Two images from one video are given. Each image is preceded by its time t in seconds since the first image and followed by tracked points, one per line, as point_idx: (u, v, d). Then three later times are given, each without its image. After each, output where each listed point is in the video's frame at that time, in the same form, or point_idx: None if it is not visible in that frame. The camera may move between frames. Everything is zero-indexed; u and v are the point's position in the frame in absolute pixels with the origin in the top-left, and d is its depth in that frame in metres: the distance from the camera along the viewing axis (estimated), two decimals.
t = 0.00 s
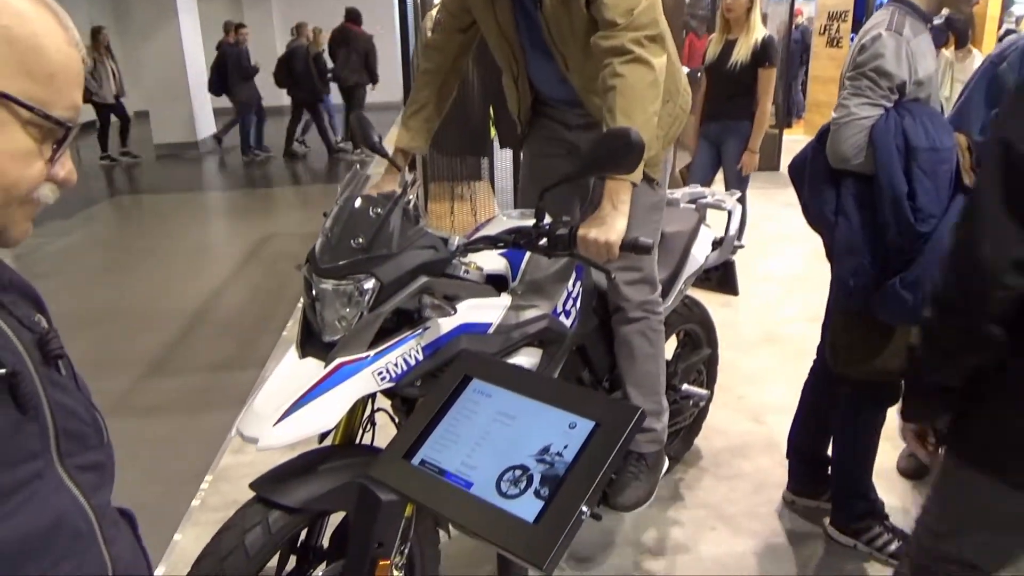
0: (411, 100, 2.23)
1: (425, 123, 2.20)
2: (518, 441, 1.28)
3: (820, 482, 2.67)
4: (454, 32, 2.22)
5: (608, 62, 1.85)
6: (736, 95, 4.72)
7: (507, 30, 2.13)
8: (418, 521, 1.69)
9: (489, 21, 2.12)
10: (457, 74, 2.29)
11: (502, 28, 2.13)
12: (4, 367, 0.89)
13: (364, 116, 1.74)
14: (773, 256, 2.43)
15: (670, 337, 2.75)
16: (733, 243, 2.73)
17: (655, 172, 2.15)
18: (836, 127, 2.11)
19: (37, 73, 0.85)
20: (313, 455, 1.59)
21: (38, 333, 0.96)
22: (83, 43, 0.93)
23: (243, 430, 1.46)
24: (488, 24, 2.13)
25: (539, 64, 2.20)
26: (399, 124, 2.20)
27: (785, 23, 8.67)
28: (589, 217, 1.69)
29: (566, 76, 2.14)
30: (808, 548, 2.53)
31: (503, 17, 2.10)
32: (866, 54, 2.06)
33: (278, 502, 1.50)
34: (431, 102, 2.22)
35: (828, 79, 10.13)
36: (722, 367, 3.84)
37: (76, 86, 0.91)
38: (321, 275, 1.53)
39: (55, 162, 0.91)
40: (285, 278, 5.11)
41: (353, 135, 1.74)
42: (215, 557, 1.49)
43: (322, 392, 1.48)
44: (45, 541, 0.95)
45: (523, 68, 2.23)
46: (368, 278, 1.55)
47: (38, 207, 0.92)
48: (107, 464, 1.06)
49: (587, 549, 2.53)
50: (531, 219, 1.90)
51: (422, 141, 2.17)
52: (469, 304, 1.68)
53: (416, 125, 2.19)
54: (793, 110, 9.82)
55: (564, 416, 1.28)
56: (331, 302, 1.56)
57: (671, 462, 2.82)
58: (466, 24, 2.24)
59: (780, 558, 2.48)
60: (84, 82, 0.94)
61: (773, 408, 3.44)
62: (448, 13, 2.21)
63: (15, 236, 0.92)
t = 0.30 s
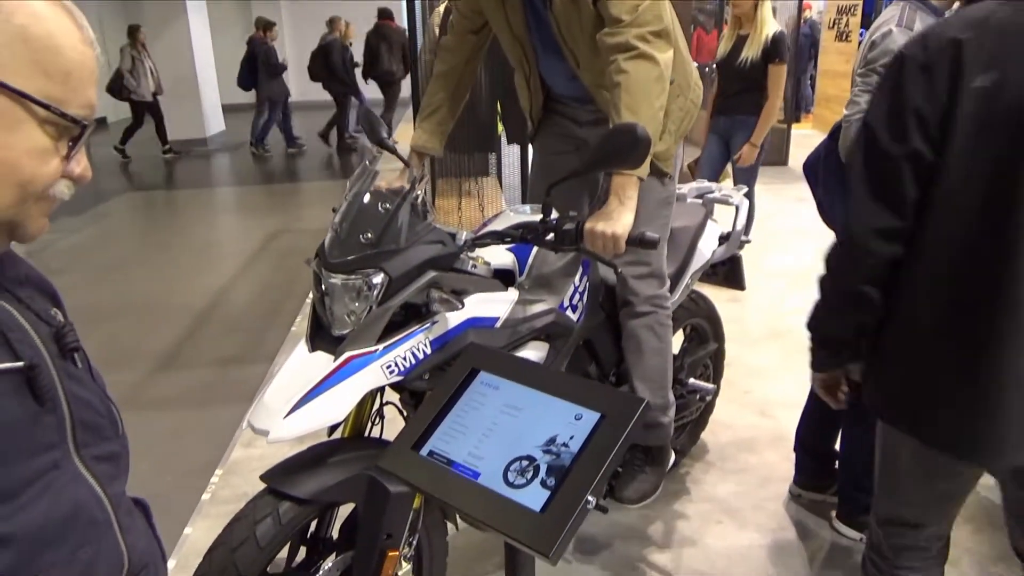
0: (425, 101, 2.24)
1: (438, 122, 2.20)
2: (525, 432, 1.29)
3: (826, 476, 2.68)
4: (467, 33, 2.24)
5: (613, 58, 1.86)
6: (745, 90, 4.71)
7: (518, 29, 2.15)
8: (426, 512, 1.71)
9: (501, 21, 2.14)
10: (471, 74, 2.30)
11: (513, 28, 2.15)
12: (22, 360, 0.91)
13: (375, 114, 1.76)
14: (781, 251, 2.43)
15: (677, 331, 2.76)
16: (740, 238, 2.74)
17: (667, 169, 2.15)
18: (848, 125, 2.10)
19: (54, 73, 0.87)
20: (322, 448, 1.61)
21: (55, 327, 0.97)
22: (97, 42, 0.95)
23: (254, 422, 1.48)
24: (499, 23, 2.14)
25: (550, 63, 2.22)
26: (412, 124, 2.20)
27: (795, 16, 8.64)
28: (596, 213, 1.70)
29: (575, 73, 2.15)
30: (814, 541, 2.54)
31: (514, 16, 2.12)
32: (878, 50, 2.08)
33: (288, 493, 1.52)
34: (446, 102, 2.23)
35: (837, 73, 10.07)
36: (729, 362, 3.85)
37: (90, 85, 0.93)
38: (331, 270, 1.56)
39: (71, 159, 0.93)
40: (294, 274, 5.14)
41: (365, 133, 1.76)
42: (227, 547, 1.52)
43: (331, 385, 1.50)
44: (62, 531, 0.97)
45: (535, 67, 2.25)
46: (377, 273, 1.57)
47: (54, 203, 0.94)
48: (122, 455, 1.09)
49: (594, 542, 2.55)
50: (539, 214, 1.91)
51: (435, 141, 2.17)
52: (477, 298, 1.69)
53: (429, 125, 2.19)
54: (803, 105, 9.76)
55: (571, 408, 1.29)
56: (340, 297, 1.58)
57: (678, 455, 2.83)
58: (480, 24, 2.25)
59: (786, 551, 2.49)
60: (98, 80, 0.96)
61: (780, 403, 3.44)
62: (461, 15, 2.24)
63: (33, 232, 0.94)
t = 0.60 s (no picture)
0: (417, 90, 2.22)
1: (431, 114, 2.18)
2: (521, 430, 1.31)
3: (821, 474, 2.70)
4: (463, 26, 2.22)
5: (616, 61, 1.88)
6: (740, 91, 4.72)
7: (519, 29, 2.15)
8: (423, 512, 1.72)
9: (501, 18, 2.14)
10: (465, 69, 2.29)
11: (513, 25, 2.15)
12: (25, 359, 0.93)
13: (371, 115, 1.77)
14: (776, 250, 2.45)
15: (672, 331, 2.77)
16: (733, 237, 2.76)
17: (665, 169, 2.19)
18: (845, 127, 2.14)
19: (56, 76, 0.88)
20: (320, 447, 1.62)
21: (57, 326, 0.99)
22: (98, 47, 0.96)
23: (252, 422, 1.50)
24: (498, 21, 2.15)
25: (544, 60, 2.24)
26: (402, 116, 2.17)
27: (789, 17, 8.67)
28: (590, 213, 1.72)
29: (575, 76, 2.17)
30: (810, 539, 2.56)
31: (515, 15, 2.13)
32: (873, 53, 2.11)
33: (287, 492, 1.53)
34: (438, 92, 2.21)
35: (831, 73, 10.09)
36: (724, 361, 3.87)
37: (90, 88, 0.94)
38: (328, 270, 1.56)
39: (72, 162, 0.94)
40: (291, 275, 5.15)
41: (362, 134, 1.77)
42: (226, 546, 1.53)
43: (328, 384, 1.52)
44: (65, 529, 0.98)
45: (530, 63, 2.26)
46: (374, 273, 1.58)
47: (55, 205, 0.95)
48: (123, 453, 1.10)
49: (590, 540, 2.57)
50: (535, 214, 1.92)
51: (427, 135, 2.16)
52: (474, 298, 1.70)
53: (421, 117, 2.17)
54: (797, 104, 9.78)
55: (566, 405, 1.30)
56: (337, 297, 1.58)
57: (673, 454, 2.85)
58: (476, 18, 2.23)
59: (781, 549, 2.51)
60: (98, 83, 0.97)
61: (775, 401, 3.46)
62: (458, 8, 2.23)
63: (34, 234, 0.95)
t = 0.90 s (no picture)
0: (431, 94, 2.20)
1: (445, 121, 2.15)
2: (527, 433, 1.31)
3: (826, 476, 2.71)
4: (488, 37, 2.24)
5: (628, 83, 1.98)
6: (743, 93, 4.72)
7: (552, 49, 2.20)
8: (429, 515, 1.73)
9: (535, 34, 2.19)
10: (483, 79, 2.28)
11: (546, 41, 2.19)
12: (40, 362, 0.94)
13: (374, 119, 1.78)
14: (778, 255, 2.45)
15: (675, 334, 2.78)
16: (737, 240, 2.75)
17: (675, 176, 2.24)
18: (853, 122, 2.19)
19: (70, 84, 0.90)
20: (325, 451, 1.63)
21: (69, 331, 1.01)
22: (110, 55, 0.98)
23: (259, 426, 1.50)
24: (533, 38, 2.20)
25: (564, 75, 2.25)
26: (412, 118, 2.14)
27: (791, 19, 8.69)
28: (594, 216, 1.74)
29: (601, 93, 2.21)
30: (815, 542, 2.56)
31: (552, 32, 2.17)
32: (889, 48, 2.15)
33: (293, 496, 1.54)
34: (455, 99, 2.19)
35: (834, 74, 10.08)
36: (728, 364, 3.87)
37: (102, 95, 0.95)
38: (334, 274, 1.57)
39: (84, 169, 0.96)
40: (295, 279, 5.17)
41: (364, 137, 1.78)
42: (233, 549, 1.54)
43: (334, 389, 1.53)
44: (80, 530, 0.99)
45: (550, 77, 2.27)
46: (379, 277, 1.59)
47: (68, 211, 0.97)
48: (135, 455, 1.11)
49: (595, 543, 2.57)
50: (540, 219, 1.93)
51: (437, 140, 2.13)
52: (478, 302, 1.71)
53: (433, 121, 2.14)
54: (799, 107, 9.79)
55: (571, 408, 1.31)
56: (343, 302, 1.59)
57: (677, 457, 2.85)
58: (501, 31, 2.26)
59: (787, 553, 2.51)
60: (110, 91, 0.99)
61: (778, 404, 3.46)
62: (485, 20, 2.24)
63: (47, 240, 0.96)
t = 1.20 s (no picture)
0: (446, 108, 2.14)
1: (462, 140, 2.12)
2: (531, 444, 1.32)
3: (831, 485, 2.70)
4: (515, 60, 2.19)
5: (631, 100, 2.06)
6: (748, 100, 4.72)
7: (580, 79, 2.21)
8: (433, 523, 1.74)
9: (568, 67, 2.19)
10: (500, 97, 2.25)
11: (575, 70, 2.19)
12: (51, 373, 0.95)
13: (379, 128, 1.80)
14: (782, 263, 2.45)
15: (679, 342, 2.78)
16: (741, 248, 2.76)
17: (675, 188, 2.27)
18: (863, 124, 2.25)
19: (80, 101, 0.91)
20: (330, 460, 1.64)
21: (80, 341, 1.02)
22: (119, 71, 1.00)
23: (264, 434, 1.51)
24: (564, 67, 2.19)
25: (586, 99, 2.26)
26: (427, 129, 2.10)
27: (796, 26, 8.68)
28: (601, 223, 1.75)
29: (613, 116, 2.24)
30: (820, 551, 2.55)
31: (586, 63, 2.17)
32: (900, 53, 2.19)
33: (298, 504, 1.55)
34: (475, 118, 2.15)
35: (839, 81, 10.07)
36: (733, 371, 3.87)
37: (113, 111, 0.97)
38: (339, 283, 1.58)
39: (94, 183, 0.97)
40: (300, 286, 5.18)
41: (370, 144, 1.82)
42: (238, 558, 1.54)
43: (340, 397, 1.54)
44: (88, 540, 1.00)
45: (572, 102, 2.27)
46: (384, 286, 1.60)
47: (78, 225, 0.98)
48: (144, 465, 1.12)
49: (600, 552, 2.57)
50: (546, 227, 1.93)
51: (450, 155, 2.11)
52: (482, 312, 1.71)
53: (448, 135, 2.10)
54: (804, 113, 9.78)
55: (574, 419, 1.32)
56: (348, 311, 1.60)
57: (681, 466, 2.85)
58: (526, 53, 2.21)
59: (791, 562, 2.50)
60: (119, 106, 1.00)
61: (783, 412, 3.46)
62: (513, 43, 2.18)
63: (59, 253, 0.98)
